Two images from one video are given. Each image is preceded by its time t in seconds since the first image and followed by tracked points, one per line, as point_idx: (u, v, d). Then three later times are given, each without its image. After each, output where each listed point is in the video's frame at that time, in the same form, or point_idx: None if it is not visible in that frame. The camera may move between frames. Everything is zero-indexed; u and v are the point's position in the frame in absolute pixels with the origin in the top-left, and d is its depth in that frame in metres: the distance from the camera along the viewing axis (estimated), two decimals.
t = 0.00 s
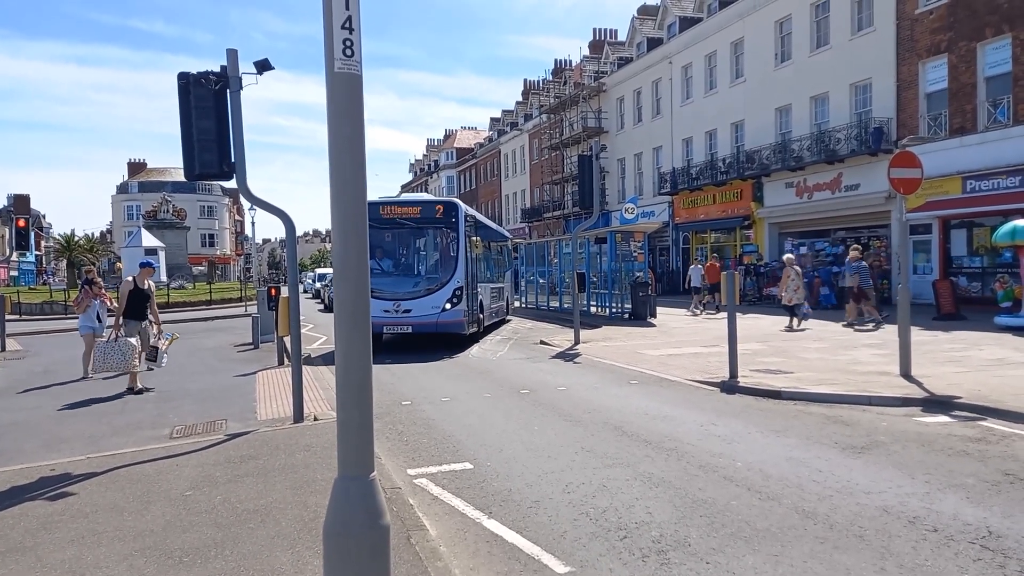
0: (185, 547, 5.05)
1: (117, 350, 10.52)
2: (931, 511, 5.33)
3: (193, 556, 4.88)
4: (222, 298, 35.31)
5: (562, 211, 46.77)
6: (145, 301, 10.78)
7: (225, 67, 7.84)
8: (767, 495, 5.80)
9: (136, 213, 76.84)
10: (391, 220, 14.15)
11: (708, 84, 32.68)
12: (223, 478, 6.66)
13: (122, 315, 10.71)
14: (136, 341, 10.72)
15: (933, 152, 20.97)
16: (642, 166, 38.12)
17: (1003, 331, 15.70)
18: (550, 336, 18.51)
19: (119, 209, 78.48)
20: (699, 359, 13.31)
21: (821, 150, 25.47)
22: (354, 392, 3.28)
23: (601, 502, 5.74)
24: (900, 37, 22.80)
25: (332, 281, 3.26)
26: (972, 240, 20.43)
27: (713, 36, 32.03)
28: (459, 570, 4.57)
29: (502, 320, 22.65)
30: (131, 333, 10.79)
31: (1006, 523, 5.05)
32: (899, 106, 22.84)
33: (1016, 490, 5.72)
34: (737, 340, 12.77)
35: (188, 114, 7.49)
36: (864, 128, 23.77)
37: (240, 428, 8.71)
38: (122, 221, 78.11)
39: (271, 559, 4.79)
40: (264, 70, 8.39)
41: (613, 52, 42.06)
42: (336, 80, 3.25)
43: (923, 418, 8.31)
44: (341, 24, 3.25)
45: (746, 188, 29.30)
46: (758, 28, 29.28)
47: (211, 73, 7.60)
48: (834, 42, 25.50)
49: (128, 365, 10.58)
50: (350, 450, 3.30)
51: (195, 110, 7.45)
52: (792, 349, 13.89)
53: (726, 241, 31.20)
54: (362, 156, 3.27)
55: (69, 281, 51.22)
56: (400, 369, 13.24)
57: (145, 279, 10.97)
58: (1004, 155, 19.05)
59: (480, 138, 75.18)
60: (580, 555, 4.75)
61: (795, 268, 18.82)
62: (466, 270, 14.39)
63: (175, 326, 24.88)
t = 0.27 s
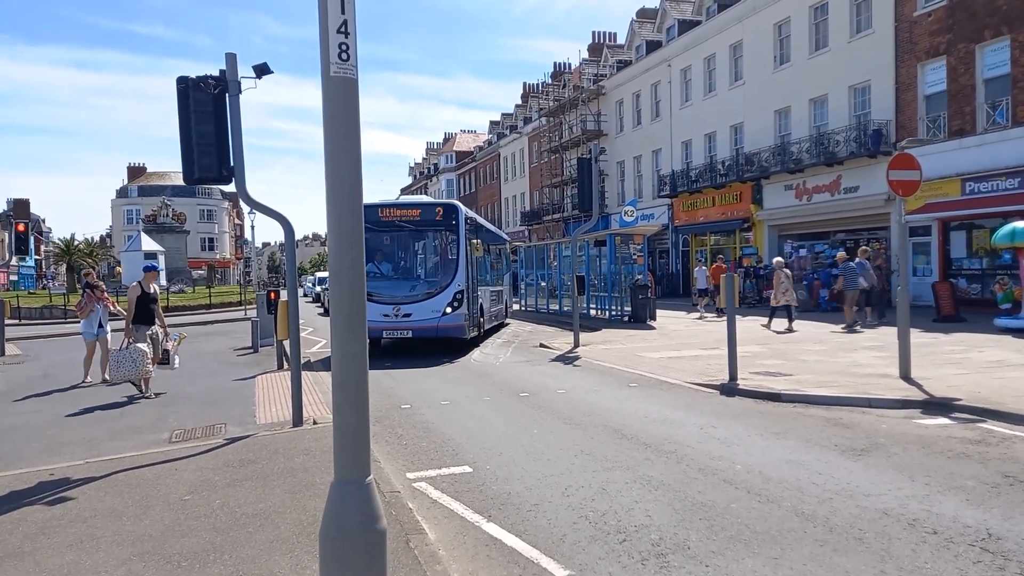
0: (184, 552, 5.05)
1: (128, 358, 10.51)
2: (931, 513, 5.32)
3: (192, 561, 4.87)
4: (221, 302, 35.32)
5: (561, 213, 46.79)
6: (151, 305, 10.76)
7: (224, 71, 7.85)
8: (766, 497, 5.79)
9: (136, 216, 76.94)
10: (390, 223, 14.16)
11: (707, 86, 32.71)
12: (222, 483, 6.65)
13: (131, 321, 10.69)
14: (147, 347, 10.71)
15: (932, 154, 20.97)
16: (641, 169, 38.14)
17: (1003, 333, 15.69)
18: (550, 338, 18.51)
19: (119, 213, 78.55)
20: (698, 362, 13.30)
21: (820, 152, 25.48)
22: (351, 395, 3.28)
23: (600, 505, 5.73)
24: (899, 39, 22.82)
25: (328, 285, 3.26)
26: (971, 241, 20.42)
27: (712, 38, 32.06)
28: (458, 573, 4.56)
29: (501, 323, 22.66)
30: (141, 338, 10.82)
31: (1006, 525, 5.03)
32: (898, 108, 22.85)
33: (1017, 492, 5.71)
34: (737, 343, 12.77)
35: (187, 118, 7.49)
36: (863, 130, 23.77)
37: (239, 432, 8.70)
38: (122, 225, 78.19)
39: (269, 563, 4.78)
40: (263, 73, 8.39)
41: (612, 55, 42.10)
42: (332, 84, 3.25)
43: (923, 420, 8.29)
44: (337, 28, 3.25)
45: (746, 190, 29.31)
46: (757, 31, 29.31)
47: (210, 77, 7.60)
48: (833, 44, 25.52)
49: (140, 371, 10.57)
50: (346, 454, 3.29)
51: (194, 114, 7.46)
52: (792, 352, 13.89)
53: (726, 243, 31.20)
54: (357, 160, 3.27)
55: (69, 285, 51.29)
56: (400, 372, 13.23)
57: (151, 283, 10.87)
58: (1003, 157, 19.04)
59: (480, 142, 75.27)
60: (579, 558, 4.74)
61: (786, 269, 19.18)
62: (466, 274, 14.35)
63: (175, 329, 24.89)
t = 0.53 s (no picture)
0: (182, 553, 5.04)
1: (141, 359, 10.55)
2: (929, 513, 5.31)
3: (190, 562, 4.86)
4: (220, 303, 35.32)
5: (560, 214, 46.81)
6: (158, 304, 10.75)
7: (222, 73, 7.85)
8: (765, 498, 5.79)
9: (135, 218, 76.92)
10: (390, 223, 14.17)
11: (706, 86, 32.71)
12: (220, 484, 6.64)
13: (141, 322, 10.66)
14: (159, 348, 10.75)
15: (931, 154, 20.97)
16: (640, 169, 38.15)
17: (1002, 333, 15.70)
18: (549, 339, 18.51)
19: (118, 214, 78.53)
20: (697, 362, 13.30)
21: (819, 153, 25.49)
22: (348, 396, 3.28)
23: (599, 506, 5.73)
24: (897, 40, 22.83)
25: (325, 286, 3.26)
26: (970, 241, 20.41)
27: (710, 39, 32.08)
28: (456, 574, 4.56)
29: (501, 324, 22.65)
30: (153, 339, 10.80)
31: (1005, 525, 5.03)
32: (897, 108, 22.87)
33: (1015, 492, 5.71)
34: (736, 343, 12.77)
35: (185, 120, 7.49)
36: (862, 131, 23.79)
37: (238, 433, 8.70)
38: (121, 226, 78.19)
39: (268, 564, 4.77)
40: (261, 75, 8.39)
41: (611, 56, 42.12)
42: (327, 85, 3.25)
43: (922, 420, 8.29)
44: (333, 28, 3.25)
45: (745, 191, 29.33)
46: (756, 31, 29.32)
47: (208, 79, 7.60)
48: (831, 45, 25.54)
49: (153, 373, 10.62)
50: (344, 455, 3.29)
51: (193, 116, 7.45)
52: (791, 352, 13.89)
53: (725, 244, 31.21)
54: (353, 160, 3.27)
55: (67, 287, 51.27)
56: (399, 373, 13.23)
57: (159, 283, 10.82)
58: (1002, 157, 19.05)
59: (479, 142, 75.29)
60: (578, 559, 4.74)
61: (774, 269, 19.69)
62: (467, 275, 14.35)
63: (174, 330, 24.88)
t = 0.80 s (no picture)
0: (181, 548, 5.05)
1: (154, 354, 10.55)
2: (927, 513, 5.32)
3: (188, 557, 4.86)
4: (220, 299, 35.29)
5: (561, 212, 46.78)
6: (171, 299, 10.82)
7: (223, 68, 7.84)
8: (763, 497, 5.79)
9: (135, 213, 76.93)
10: (392, 219, 14.19)
11: (707, 85, 32.68)
12: (219, 479, 6.65)
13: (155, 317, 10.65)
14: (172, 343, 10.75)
15: (932, 154, 20.96)
16: (641, 168, 38.14)
17: (1001, 334, 15.70)
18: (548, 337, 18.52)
19: (118, 209, 78.53)
20: (697, 361, 13.29)
21: (820, 153, 25.48)
22: (347, 394, 3.28)
23: (597, 504, 5.73)
24: (899, 40, 22.81)
25: (324, 283, 3.26)
26: (971, 242, 20.39)
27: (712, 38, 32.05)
28: (455, 571, 4.56)
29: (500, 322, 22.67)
30: (166, 334, 10.82)
31: (1002, 526, 5.04)
32: (898, 108, 22.86)
33: (1013, 493, 5.71)
34: (735, 342, 12.77)
35: (186, 115, 7.49)
36: (863, 131, 23.77)
37: (237, 429, 8.70)
38: (121, 222, 78.13)
39: (266, 560, 4.78)
40: (262, 71, 8.39)
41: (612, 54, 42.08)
42: (328, 81, 3.25)
43: (921, 420, 8.29)
44: (333, 24, 3.24)
45: (745, 190, 29.32)
46: (757, 31, 29.29)
47: (209, 74, 7.60)
48: (833, 45, 25.52)
49: (167, 368, 10.63)
50: (342, 453, 3.29)
51: (193, 111, 7.45)
52: (790, 351, 13.89)
53: (725, 243, 31.21)
54: (354, 156, 3.27)
55: (68, 282, 51.29)
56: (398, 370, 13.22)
57: (171, 277, 10.87)
58: (1003, 158, 19.04)
59: (480, 140, 75.20)
60: (576, 556, 4.75)
61: (764, 269, 20.19)
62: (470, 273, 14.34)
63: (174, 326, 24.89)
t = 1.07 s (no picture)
0: (181, 547, 5.05)
1: (170, 350, 10.59)
2: (928, 514, 5.32)
3: (189, 557, 4.86)
4: (221, 299, 35.26)
5: (562, 212, 46.78)
6: (186, 297, 10.83)
7: (225, 68, 7.84)
8: (764, 498, 5.79)
9: (136, 212, 76.90)
10: (394, 218, 14.17)
11: (709, 86, 32.67)
12: (220, 479, 6.65)
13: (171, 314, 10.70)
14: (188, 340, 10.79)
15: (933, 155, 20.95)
16: (642, 169, 38.13)
17: (1002, 335, 15.69)
18: (549, 337, 18.51)
19: (119, 208, 78.49)
20: (698, 362, 13.28)
21: (821, 153, 25.48)
22: (347, 394, 3.28)
23: (598, 504, 5.73)
24: (900, 41, 22.80)
25: (324, 283, 3.26)
26: (972, 243, 20.37)
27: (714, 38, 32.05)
28: (455, 571, 4.56)
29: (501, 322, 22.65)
30: (181, 331, 10.87)
31: (1003, 526, 5.04)
32: (899, 109, 22.86)
33: (1014, 494, 5.71)
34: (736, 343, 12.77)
35: (187, 115, 7.50)
36: (865, 132, 23.77)
37: (238, 429, 8.70)
38: (122, 221, 78.13)
39: (267, 560, 4.78)
40: (264, 70, 8.39)
41: (613, 55, 42.06)
42: (329, 80, 3.25)
43: (921, 421, 8.29)
44: (335, 24, 3.24)
45: (746, 191, 29.33)
46: (759, 31, 29.28)
47: (211, 74, 7.59)
48: (835, 45, 25.52)
49: (182, 364, 10.68)
50: (341, 453, 3.30)
51: (194, 111, 7.46)
52: (791, 352, 13.88)
53: (726, 244, 31.20)
54: (354, 157, 3.27)
55: (69, 281, 51.24)
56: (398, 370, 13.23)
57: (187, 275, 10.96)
58: (1004, 159, 19.02)
59: (481, 140, 75.25)
60: (576, 556, 4.75)
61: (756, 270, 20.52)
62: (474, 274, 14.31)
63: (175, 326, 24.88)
